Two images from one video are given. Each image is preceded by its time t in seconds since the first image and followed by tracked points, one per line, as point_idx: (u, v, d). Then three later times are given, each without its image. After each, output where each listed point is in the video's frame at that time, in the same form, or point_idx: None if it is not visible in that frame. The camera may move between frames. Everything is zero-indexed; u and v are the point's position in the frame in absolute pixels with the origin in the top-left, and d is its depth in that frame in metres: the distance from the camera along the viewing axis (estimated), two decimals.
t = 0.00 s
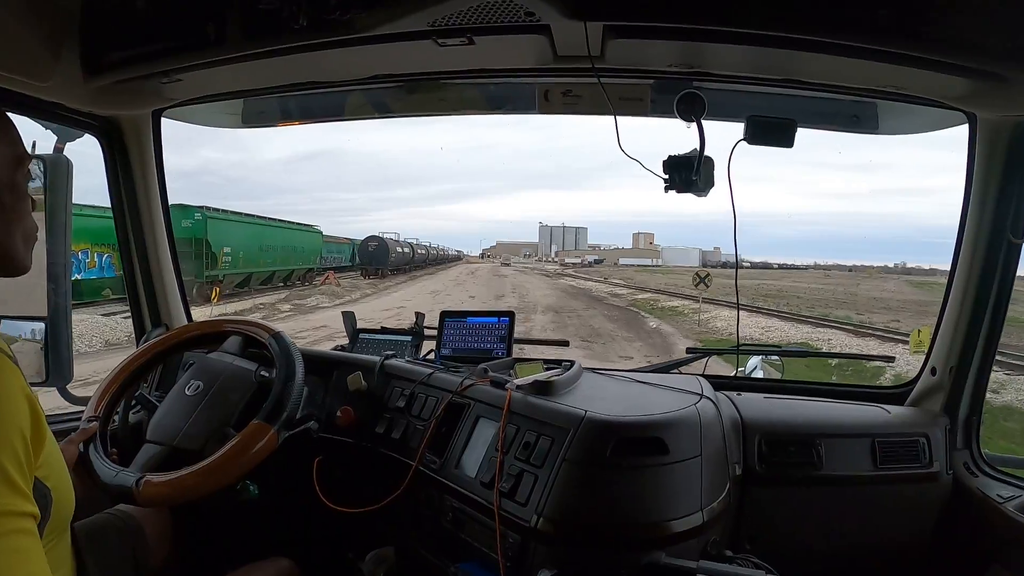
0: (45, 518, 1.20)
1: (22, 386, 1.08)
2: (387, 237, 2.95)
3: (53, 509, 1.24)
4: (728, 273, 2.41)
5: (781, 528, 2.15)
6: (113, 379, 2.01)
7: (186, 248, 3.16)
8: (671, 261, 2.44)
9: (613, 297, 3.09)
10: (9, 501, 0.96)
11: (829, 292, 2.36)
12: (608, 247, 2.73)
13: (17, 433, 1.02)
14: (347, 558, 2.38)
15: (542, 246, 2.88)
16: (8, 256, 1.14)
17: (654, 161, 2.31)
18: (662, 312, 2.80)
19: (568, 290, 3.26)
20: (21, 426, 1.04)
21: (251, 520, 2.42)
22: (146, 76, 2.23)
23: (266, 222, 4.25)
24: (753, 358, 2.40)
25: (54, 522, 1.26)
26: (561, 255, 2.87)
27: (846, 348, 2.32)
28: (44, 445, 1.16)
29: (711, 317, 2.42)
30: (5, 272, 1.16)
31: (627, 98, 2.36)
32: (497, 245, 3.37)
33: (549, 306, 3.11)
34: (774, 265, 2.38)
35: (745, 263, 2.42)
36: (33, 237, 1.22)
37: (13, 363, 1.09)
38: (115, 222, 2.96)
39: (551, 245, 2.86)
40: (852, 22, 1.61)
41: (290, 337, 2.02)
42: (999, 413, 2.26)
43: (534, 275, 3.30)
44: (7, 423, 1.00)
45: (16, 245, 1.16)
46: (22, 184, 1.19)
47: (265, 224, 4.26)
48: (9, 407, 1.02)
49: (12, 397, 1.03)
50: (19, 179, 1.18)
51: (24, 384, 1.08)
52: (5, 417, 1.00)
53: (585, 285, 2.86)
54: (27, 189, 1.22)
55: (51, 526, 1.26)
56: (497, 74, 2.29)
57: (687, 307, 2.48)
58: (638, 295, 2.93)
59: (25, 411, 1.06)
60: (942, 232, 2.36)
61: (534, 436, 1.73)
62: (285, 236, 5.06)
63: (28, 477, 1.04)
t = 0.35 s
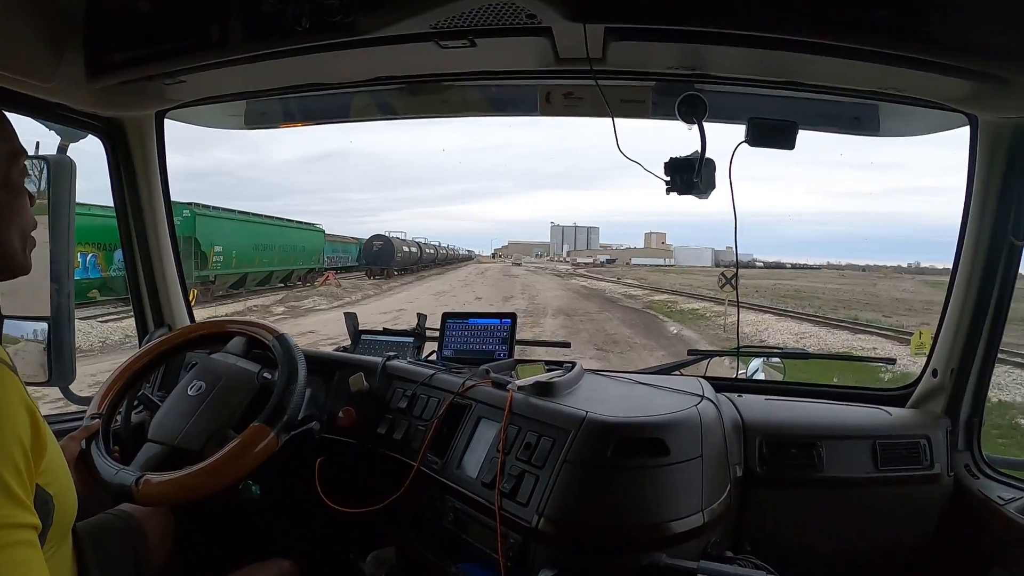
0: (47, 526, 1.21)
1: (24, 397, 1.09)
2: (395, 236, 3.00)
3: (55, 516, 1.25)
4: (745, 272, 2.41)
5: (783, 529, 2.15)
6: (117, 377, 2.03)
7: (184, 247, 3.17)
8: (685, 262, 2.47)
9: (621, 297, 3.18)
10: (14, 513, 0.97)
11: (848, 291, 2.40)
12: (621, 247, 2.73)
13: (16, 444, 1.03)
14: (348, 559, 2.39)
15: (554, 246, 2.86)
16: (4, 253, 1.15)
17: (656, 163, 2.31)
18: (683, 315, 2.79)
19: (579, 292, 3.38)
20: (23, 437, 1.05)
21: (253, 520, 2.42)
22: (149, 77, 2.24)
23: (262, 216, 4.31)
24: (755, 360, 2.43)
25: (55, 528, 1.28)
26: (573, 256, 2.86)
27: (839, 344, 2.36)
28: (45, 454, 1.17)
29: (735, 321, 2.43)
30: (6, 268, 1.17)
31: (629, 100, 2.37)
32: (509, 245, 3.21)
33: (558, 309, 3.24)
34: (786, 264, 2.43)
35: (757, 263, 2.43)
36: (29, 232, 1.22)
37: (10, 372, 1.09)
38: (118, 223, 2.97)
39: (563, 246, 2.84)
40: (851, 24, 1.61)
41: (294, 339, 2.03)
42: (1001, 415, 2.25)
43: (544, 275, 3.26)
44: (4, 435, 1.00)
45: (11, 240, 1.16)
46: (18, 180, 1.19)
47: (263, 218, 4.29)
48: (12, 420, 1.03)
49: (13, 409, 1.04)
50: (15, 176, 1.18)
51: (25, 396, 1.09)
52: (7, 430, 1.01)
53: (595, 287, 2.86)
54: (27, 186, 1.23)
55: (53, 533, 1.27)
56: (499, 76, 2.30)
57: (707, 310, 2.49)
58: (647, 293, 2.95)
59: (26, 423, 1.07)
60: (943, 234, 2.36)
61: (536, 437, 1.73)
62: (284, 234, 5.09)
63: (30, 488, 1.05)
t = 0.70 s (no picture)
0: (50, 518, 1.22)
1: (30, 389, 1.10)
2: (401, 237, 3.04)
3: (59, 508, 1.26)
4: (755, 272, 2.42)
5: (782, 531, 2.16)
6: (123, 373, 2.05)
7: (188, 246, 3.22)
8: (698, 262, 2.53)
9: (634, 297, 3.28)
10: (17, 501, 0.98)
11: (865, 293, 2.43)
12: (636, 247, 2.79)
13: (22, 434, 1.04)
14: (349, 557, 2.40)
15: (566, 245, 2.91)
16: (17, 249, 1.17)
17: (658, 166, 2.33)
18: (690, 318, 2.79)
19: (592, 293, 3.55)
20: (28, 427, 1.06)
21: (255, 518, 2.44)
22: (155, 78, 2.26)
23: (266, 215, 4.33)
24: (755, 363, 2.44)
25: (60, 520, 1.29)
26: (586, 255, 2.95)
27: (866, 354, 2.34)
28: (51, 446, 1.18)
29: (767, 327, 2.42)
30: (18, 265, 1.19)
31: (631, 103, 2.39)
32: (520, 244, 3.40)
33: (568, 314, 3.32)
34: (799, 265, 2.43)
35: (770, 262, 2.40)
36: (41, 227, 1.24)
37: (19, 364, 1.10)
38: (123, 221, 2.99)
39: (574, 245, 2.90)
40: (852, 30, 1.62)
41: (299, 340, 2.04)
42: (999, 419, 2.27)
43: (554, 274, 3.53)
44: (11, 425, 1.02)
45: (24, 235, 1.18)
46: (30, 176, 1.21)
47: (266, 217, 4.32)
48: (18, 410, 1.04)
49: (20, 399, 1.05)
50: (27, 174, 1.20)
51: (32, 387, 1.10)
52: (13, 420, 1.02)
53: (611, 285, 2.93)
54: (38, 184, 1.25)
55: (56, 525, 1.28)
56: (503, 79, 2.31)
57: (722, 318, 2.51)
58: (652, 293, 3.09)
59: (32, 414, 1.08)
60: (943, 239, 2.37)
61: (537, 437, 1.75)
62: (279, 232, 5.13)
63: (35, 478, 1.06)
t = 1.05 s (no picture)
0: (58, 514, 1.20)
1: (42, 383, 1.08)
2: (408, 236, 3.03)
3: (65, 504, 1.24)
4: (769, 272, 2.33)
5: (784, 533, 2.15)
6: (125, 371, 2.06)
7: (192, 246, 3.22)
8: (711, 262, 2.47)
9: (651, 300, 3.20)
10: (22, 494, 0.97)
11: (883, 293, 2.41)
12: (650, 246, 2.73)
13: (32, 427, 1.03)
14: (350, 557, 2.40)
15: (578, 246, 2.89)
16: (36, 248, 1.15)
17: (659, 165, 2.32)
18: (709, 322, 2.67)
19: (606, 294, 3.41)
20: (37, 419, 1.04)
21: (257, 518, 2.44)
22: (156, 77, 2.26)
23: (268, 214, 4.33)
24: (759, 363, 2.41)
25: (68, 515, 1.27)
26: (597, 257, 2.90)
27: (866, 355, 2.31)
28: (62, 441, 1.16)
29: (802, 336, 2.34)
30: (39, 265, 1.17)
31: (632, 102, 2.37)
32: (532, 244, 3.32)
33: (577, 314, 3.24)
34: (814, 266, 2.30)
35: (785, 263, 2.30)
36: (67, 229, 1.23)
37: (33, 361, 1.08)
38: (124, 220, 2.99)
39: (587, 246, 2.87)
40: (856, 26, 1.61)
41: (301, 341, 2.03)
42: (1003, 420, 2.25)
43: (566, 275, 3.39)
44: (21, 417, 1.00)
45: (45, 234, 1.16)
46: (53, 176, 1.20)
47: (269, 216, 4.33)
48: (27, 403, 1.02)
49: (31, 393, 1.04)
50: (51, 173, 1.20)
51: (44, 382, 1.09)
52: (21, 412, 1.01)
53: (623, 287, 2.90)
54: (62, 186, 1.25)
55: (65, 521, 1.27)
56: (504, 77, 2.30)
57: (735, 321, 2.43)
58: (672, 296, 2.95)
59: (42, 408, 1.06)
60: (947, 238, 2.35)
61: (537, 437, 1.74)
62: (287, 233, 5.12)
63: (42, 471, 1.04)
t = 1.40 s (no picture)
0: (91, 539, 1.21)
1: (80, 422, 1.06)
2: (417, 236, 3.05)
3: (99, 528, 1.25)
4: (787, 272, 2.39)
5: (793, 529, 2.16)
6: (138, 374, 2.08)
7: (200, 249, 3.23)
8: (726, 261, 2.50)
9: (671, 304, 3.09)
10: (61, 542, 0.96)
11: (906, 293, 2.37)
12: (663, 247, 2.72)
13: (73, 472, 1.01)
14: (361, 556, 2.42)
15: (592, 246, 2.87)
16: (68, 259, 1.18)
17: (664, 164, 2.33)
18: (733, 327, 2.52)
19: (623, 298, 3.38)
20: (77, 462, 1.03)
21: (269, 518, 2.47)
22: (165, 83, 2.28)
23: (275, 217, 4.35)
24: (764, 360, 2.44)
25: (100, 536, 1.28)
26: (612, 257, 2.86)
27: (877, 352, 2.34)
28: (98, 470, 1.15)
29: (811, 333, 2.39)
30: (72, 275, 1.21)
31: (637, 102, 2.39)
32: (547, 245, 3.36)
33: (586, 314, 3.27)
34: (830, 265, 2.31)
35: (802, 262, 2.37)
36: (98, 237, 1.26)
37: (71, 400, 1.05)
38: (134, 224, 3.02)
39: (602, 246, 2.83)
40: (859, 25, 1.62)
41: (313, 345, 2.05)
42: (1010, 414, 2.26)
43: (582, 274, 3.39)
44: (61, 463, 0.98)
45: (77, 245, 1.19)
46: (87, 185, 1.22)
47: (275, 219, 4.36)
48: (67, 448, 1.00)
49: (71, 436, 1.02)
50: (85, 182, 1.22)
51: (83, 422, 1.06)
52: (62, 457, 0.99)
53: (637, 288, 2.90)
54: (96, 192, 1.26)
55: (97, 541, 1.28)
56: (511, 79, 2.32)
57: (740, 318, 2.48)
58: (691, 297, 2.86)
59: (80, 449, 1.04)
60: (951, 233, 2.36)
61: (547, 436, 1.76)
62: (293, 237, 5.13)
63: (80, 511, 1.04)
